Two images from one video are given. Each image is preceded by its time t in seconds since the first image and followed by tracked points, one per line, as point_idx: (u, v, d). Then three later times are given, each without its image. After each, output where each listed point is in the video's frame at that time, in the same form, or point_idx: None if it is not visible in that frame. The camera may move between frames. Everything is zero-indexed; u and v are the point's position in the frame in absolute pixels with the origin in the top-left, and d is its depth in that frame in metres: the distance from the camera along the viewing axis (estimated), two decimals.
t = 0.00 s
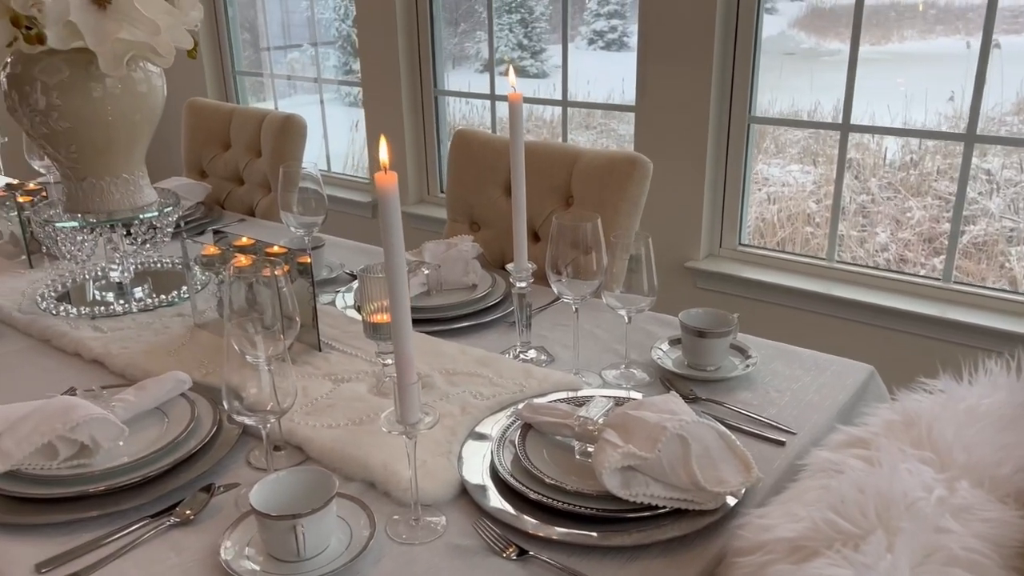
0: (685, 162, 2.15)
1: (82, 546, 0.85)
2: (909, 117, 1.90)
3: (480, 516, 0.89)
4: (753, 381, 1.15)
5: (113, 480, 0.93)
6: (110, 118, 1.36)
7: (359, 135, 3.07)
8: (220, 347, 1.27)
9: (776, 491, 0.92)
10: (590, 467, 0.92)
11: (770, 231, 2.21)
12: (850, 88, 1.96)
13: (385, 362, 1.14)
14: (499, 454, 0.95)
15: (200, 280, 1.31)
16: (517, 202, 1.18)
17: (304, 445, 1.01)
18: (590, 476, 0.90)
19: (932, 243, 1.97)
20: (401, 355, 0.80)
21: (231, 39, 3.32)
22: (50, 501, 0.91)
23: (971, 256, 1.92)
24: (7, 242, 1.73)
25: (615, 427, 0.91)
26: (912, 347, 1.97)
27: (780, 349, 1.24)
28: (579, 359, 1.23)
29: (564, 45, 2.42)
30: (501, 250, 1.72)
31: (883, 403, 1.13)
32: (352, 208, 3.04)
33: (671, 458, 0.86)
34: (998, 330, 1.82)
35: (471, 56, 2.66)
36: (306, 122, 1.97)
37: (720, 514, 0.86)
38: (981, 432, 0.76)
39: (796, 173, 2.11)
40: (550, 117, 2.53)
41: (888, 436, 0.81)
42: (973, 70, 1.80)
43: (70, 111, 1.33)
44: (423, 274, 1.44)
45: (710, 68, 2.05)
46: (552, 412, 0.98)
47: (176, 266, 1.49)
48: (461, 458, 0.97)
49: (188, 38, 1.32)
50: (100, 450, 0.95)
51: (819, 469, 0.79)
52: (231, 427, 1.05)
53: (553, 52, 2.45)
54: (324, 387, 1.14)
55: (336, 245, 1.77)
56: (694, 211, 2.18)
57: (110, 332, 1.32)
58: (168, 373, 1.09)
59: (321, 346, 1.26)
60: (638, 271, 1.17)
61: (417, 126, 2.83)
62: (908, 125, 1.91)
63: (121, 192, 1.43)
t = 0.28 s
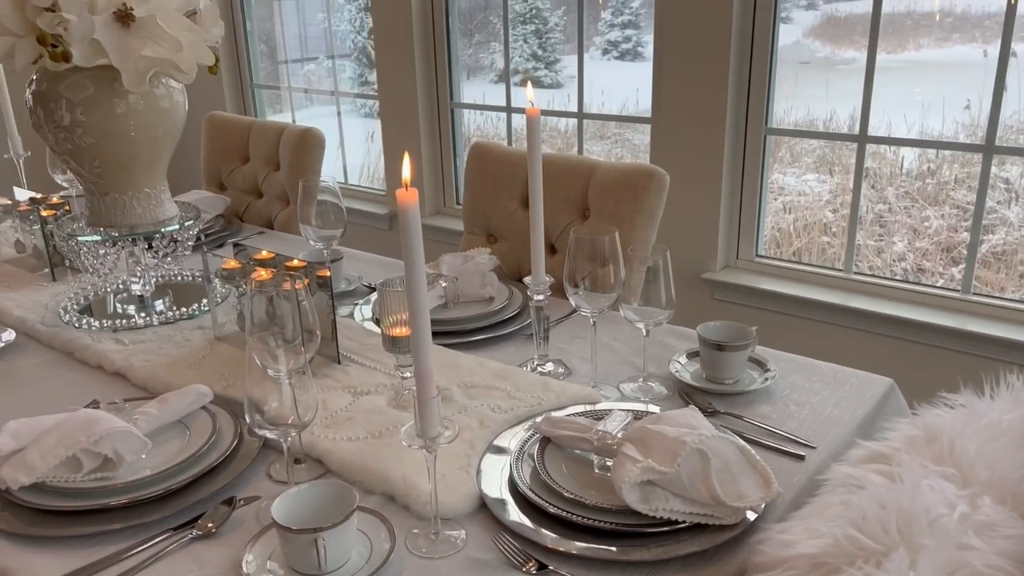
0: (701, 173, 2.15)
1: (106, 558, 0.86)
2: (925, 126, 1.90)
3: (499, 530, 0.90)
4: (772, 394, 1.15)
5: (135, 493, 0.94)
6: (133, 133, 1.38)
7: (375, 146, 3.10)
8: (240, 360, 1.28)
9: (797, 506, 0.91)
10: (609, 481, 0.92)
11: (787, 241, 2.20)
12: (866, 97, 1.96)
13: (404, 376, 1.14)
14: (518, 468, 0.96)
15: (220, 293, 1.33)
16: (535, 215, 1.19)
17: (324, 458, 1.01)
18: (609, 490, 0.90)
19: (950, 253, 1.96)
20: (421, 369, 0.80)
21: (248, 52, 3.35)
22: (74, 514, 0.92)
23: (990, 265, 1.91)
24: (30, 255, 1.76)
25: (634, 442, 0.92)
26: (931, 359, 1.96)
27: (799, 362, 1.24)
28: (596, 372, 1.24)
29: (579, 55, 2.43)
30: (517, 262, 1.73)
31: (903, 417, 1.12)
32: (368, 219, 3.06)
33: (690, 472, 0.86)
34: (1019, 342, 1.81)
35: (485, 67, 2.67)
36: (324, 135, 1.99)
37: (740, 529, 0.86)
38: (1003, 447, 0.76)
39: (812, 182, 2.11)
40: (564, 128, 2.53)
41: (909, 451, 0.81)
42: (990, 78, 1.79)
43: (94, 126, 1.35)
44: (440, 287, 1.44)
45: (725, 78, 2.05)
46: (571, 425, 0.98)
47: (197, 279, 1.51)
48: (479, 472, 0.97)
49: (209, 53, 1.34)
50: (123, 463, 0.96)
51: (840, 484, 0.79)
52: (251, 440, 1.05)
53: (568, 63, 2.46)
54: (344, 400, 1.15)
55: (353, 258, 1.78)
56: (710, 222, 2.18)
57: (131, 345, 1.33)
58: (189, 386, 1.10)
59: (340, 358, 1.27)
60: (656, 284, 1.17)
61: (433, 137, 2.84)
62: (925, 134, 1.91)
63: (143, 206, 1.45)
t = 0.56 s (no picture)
0: (713, 183, 2.15)
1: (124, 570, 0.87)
2: (939, 134, 1.89)
3: (514, 542, 0.90)
4: (787, 407, 1.14)
5: (152, 505, 0.94)
6: (150, 146, 1.39)
7: (387, 156, 3.11)
8: (256, 371, 1.29)
9: (813, 519, 0.91)
10: (624, 494, 0.92)
11: (800, 250, 2.20)
12: (879, 106, 1.95)
13: (418, 388, 1.14)
14: (533, 481, 0.95)
15: (236, 304, 1.34)
16: (548, 228, 1.19)
17: (339, 470, 1.02)
18: (624, 503, 0.90)
19: (965, 262, 1.95)
20: (437, 382, 0.81)
21: (262, 63, 3.38)
22: (92, 525, 0.93)
23: (1005, 274, 1.90)
24: (48, 268, 1.77)
25: (649, 455, 0.91)
26: (947, 370, 1.95)
27: (814, 374, 1.23)
28: (610, 384, 1.24)
29: (590, 65, 2.44)
30: (530, 274, 1.73)
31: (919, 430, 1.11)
32: (381, 230, 3.07)
33: (705, 486, 0.85)
34: None
35: (497, 77, 2.68)
36: (338, 147, 2.01)
37: (756, 543, 0.86)
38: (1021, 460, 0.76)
39: (825, 191, 2.10)
40: (575, 138, 2.54)
41: (926, 465, 0.81)
42: (1005, 86, 1.79)
43: (112, 140, 1.36)
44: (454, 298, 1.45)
45: (738, 87, 2.04)
46: (586, 438, 0.98)
47: (213, 291, 1.52)
48: (494, 485, 0.97)
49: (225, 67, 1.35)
50: (140, 475, 0.97)
51: (857, 499, 0.79)
52: (267, 452, 1.06)
53: (579, 72, 2.47)
54: (358, 412, 1.15)
55: (367, 269, 1.79)
56: (723, 233, 2.18)
57: (148, 356, 1.34)
58: (206, 398, 1.10)
59: (355, 370, 1.28)
60: (670, 295, 1.17)
61: (445, 148, 2.85)
62: (939, 143, 1.90)
63: (160, 219, 1.46)
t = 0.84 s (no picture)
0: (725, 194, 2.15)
1: None
2: (952, 143, 1.89)
3: (527, 558, 0.90)
4: (800, 421, 1.14)
5: (167, 520, 0.95)
6: (166, 161, 1.41)
7: (399, 167, 3.13)
8: (269, 385, 1.29)
9: (826, 536, 0.91)
10: (637, 510, 0.92)
11: (812, 260, 2.19)
12: (892, 115, 1.95)
13: (430, 402, 1.15)
14: (545, 496, 0.95)
15: (249, 317, 1.34)
16: (560, 242, 1.19)
17: (352, 484, 1.02)
18: (637, 519, 0.90)
19: (979, 272, 1.94)
20: (449, 397, 0.81)
21: (275, 75, 3.40)
22: (107, 539, 0.94)
23: (1020, 284, 1.89)
24: (64, 280, 1.79)
25: (661, 470, 0.91)
26: (962, 382, 1.93)
27: (827, 388, 1.23)
28: (622, 398, 1.23)
29: (601, 75, 2.44)
30: (542, 287, 1.74)
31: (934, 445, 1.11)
32: (393, 242, 3.09)
33: (718, 502, 0.85)
34: None
35: (508, 87, 2.69)
36: (351, 160, 2.02)
37: (770, 560, 0.85)
38: None
39: (837, 201, 2.10)
40: (586, 148, 2.55)
41: (941, 482, 0.80)
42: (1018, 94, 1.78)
43: (128, 154, 1.38)
44: (466, 311, 1.45)
45: (749, 96, 2.04)
46: (598, 453, 0.98)
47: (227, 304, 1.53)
48: (506, 500, 0.97)
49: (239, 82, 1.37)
50: (155, 489, 0.97)
51: (871, 515, 0.79)
52: (280, 466, 1.07)
53: (590, 82, 2.47)
54: (371, 426, 1.16)
55: (380, 282, 1.80)
56: (735, 244, 2.17)
57: (163, 369, 1.35)
58: (220, 412, 1.11)
59: (367, 384, 1.28)
60: (682, 309, 1.17)
61: (457, 159, 2.86)
62: (952, 152, 1.89)
63: (175, 233, 1.47)
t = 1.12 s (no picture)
0: (732, 200, 2.15)
1: None
2: (960, 149, 1.88)
3: (535, 568, 0.90)
4: (807, 430, 1.14)
5: (177, 528, 0.96)
6: (175, 170, 1.41)
7: (406, 174, 3.14)
8: (278, 393, 1.30)
9: (835, 545, 0.90)
10: (644, 519, 0.92)
11: (819, 266, 2.19)
12: (900, 121, 1.95)
13: (438, 411, 1.15)
14: (553, 506, 0.96)
15: (257, 325, 1.35)
16: (568, 250, 1.19)
17: (360, 493, 1.03)
18: (645, 529, 0.90)
19: (988, 278, 1.94)
20: (457, 406, 0.81)
21: (283, 83, 3.42)
22: (117, 548, 0.94)
23: None
24: (74, 289, 1.80)
25: (669, 479, 0.92)
26: (971, 390, 1.92)
27: (834, 397, 1.23)
28: (630, 406, 1.24)
29: (608, 81, 2.45)
30: (549, 295, 1.74)
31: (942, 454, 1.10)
32: (400, 249, 3.10)
33: (726, 511, 0.86)
34: None
35: (515, 94, 2.70)
36: (359, 168, 2.03)
37: (778, 570, 0.85)
38: None
39: (845, 207, 2.10)
40: (593, 155, 2.55)
41: (949, 492, 0.80)
42: None
43: (138, 164, 1.38)
44: (473, 319, 1.46)
45: (756, 102, 2.05)
46: (606, 462, 0.98)
47: (235, 312, 1.54)
48: (513, 509, 0.98)
49: (248, 92, 1.38)
50: (165, 497, 0.98)
51: (879, 525, 0.79)
52: (289, 474, 1.07)
53: (597, 89, 2.48)
54: (379, 434, 1.16)
55: (388, 290, 1.80)
56: (742, 251, 2.17)
57: (172, 378, 1.36)
58: (229, 421, 1.12)
59: (375, 392, 1.29)
60: (689, 317, 1.17)
61: (464, 166, 2.87)
62: (960, 158, 1.89)
63: (184, 242, 1.48)
